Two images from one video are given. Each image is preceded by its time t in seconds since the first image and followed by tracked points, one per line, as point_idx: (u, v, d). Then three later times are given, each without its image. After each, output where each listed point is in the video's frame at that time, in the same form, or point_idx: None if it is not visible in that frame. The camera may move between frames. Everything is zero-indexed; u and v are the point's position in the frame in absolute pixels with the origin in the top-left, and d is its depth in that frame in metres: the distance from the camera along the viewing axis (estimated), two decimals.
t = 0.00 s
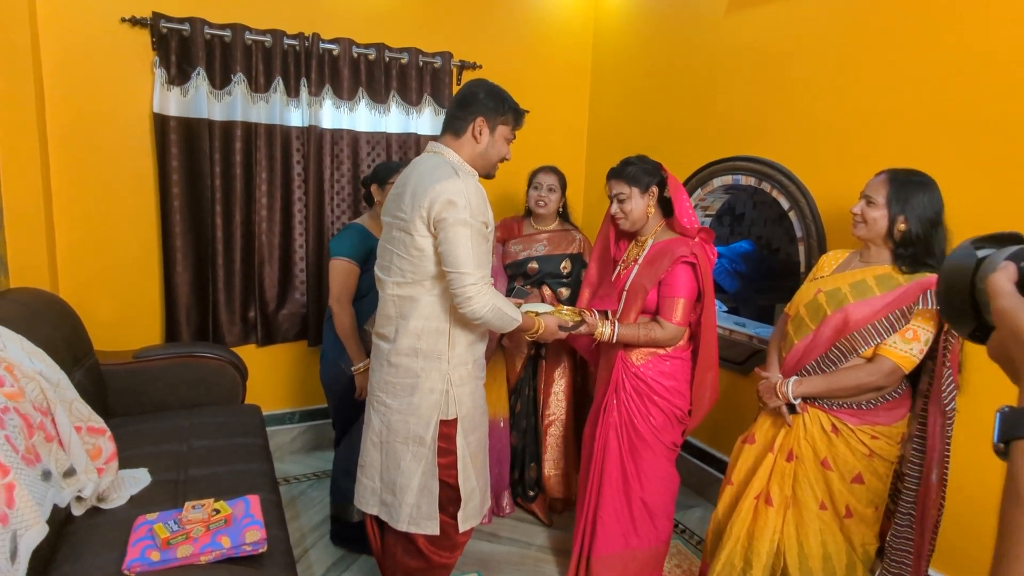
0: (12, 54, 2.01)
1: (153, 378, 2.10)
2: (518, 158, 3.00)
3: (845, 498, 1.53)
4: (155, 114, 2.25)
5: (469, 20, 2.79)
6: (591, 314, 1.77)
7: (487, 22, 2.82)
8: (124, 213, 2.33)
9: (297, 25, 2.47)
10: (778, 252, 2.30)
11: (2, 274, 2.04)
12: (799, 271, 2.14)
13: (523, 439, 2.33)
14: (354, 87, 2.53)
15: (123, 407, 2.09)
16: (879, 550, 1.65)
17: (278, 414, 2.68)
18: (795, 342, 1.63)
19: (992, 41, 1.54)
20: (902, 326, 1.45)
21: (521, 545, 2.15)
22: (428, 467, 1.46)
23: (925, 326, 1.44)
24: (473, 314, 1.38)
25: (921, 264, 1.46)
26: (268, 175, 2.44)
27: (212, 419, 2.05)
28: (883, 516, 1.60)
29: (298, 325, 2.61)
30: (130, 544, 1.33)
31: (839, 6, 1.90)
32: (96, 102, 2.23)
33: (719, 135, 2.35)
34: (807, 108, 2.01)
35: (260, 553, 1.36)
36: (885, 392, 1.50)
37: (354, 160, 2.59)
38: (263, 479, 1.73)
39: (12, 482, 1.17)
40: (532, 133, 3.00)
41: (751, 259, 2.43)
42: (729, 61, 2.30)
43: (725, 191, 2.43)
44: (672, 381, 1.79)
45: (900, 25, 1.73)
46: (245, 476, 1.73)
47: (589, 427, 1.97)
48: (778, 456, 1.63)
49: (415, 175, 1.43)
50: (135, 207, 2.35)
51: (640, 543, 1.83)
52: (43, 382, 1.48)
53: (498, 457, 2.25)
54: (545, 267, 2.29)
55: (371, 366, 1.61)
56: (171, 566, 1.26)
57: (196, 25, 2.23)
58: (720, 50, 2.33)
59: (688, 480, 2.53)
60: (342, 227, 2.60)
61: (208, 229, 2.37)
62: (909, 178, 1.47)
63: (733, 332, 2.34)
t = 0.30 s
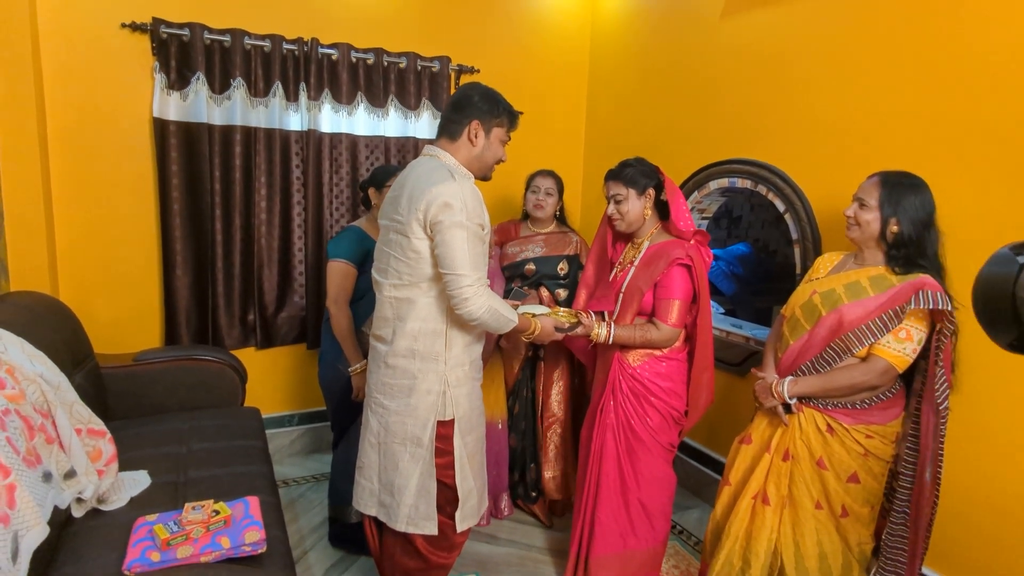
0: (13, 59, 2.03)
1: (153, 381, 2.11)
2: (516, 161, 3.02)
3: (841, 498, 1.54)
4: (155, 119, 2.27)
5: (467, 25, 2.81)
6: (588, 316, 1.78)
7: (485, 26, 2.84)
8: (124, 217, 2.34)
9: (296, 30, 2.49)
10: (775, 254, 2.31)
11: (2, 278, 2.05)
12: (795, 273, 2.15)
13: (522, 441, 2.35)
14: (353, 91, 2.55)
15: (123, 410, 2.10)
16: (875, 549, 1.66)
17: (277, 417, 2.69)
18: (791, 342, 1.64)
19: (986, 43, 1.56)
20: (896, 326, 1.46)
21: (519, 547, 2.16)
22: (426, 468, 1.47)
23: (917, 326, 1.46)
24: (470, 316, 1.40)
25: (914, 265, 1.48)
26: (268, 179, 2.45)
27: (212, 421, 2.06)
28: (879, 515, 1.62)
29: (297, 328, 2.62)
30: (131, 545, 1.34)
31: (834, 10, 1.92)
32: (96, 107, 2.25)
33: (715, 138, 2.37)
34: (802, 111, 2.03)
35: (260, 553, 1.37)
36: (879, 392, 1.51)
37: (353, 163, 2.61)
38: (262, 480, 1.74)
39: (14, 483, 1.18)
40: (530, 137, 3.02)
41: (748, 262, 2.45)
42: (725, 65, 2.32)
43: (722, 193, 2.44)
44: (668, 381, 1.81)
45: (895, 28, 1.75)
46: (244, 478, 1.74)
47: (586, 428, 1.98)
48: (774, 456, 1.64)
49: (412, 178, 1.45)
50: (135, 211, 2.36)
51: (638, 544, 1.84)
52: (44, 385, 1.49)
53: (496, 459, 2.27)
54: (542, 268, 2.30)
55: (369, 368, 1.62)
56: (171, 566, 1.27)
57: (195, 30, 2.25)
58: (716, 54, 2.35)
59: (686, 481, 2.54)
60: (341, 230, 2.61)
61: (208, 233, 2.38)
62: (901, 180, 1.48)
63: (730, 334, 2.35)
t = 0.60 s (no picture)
0: (14, 70, 2.05)
1: (152, 388, 2.12)
2: (513, 168, 3.04)
3: (836, 498, 1.56)
4: (155, 128, 2.29)
5: (463, 34, 2.84)
6: (583, 320, 1.80)
7: (481, 35, 2.88)
8: (123, 225, 2.36)
9: (294, 39, 2.51)
10: (770, 259, 2.33)
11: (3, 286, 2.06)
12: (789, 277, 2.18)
13: (519, 446, 2.37)
14: (351, 100, 2.58)
15: (122, 417, 2.11)
16: (871, 550, 1.67)
17: (276, 424, 2.70)
18: (785, 345, 1.66)
19: (973, 48, 1.59)
20: (886, 327, 1.49)
21: (518, 551, 2.17)
22: (424, 471, 1.48)
23: (908, 327, 1.49)
24: (467, 319, 1.41)
25: (903, 268, 1.50)
26: (267, 187, 2.47)
27: (211, 428, 2.07)
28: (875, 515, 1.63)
29: (295, 335, 2.63)
30: (131, 550, 1.35)
31: (824, 18, 1.95)
32: (96, 116, 2.27)
33: (709, 144, 2.40)
34: (794, 117, 2.06)
35: (260, 557, 1.37)
36: (872, 392, 1.53)
37: (351, 171, 2.63)
38: (262, 486, 1.75)
39: (16, 489, 1.20)
40: (526, 144, 3.05)
41: (743, 266, 2.47)
42: (718, 72, 2.35)
43: (717, 199, 2.47)
44: (664, 385, 1.83)
45: (884, 35, 1.79)
46: (244, 483, 1.75)
47: (583, 432, 2.00)
48: (770, 457, 1.66)
49: (409, 184, 1.47)
50: (134, 219, 2.37)
51: (636, 546, 1.85)
52: (45, 392, 1.50)
53: (494, 465, 2.28)
54: (539, 275, 2.32)
55: (367, 373, 1.63)
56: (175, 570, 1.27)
57: (195, 41, 2.27)
58: (709, 61, 2.39)
59: (684, 485, 2.55)
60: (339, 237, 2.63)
61: (207, 240, 2.40)
62: (890, 184, 1.51)
63: (726, 338, 2.37)
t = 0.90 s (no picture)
0: (16, 76, 2.06)
1: (152, 391, 2.13)
2: (511, 172, 3.07)
3: (831, 496, 1.57)
4: (155, 133, 2.31)
5: (461, 40, 2.87)
6: (581, 321, 1.82)
7: (479, 40, 2.90)
8: (123, 229, 2.37)
9: (293, 45, 2.54)
10: (767, 261, 2.35)
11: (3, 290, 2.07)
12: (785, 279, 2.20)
13: (518, 448, 2.38)
14: (350, 104, 2.60)
15: (123, 420, 2.11)
16: (868, 548, 1.69)
17: (276, 427, 2.71)
18: (780, 345, 1.68)
19: (964, 52, 1.62)
20: (880, 327, 1.51)
21: (517, 552, 2.18)
22: (424, 471, 1.50)
23: (900, 327, 1.51)
24: (466, 320, 1.43)
25: (895, 267, 1.52)
26: (266, 191, 2.49)
27: (211, 430, 2.08)
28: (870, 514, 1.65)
29: (295, 338, 2.64)
30: (133, 550, 1.36)
31: (818, 23, 1.98)
32: (96, 121, 2.29)
33: (705, 147, 2.42)
34: (789, 121, 2.08)
35: (261, 557, 1.39)
36: (865, 392, 1.55)
37: (350, 175, 2.65)
38: (262, 488, 1.76)
39: (19, 489, 1.21)
40: (524, 148, 3.07)
41: (740, 269, 2.49)
42: (713, 77, 2.38)
43: (713, 202, 2.50)
44: (661, 385, 1.84)
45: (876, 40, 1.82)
46: (245, 485, 1.76)
47: (581, 432, 2.01)
48: (766, 457, 1.67)
49: (407, 187, 1.49)
50: (134, 224, 2.39)
51: (634, 547, 1.86)
52: (46, 394, 1.52)
53: (493, 467, 2.29)
54: (537, 278, 2.34)
55: (366, 374, 1.65)
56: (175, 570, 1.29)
57: (195, 46, 2.29)
58: (705, 66, 2.41)
59: (682, 486, 2.57)
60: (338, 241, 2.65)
61: (207, 244, 2.42)
62: (881, 186, 1.54)
63: (723, 339, 2.39)
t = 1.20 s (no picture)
0: (11, 64, 2.05)
1: (147, 381, 2.13)
2: (508, 165, 3.06)
3: (824, 486, 1.59)
4: (151, 122, 2.29)
5: (459, 32, 2.86)
6: (578, 312, 1.83)
7: (477, 32, 2.90)
8: (119, 219, 2.36)
9: (291, 36, 2.52)
10: (763, 257, 2.36)
11: None
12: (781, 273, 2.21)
13: (514, 439, 2.40)
14: (347, 95, 2.59)
15: (118, 410, 2.11)
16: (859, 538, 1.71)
17: (272, 418, 2.71)
18: (775, 336, 1.69)
19: (962, 44, 1.62)
20: (874, 317, 1.52)
21: (513, 543, 2.19)
22: (423, 459, 1.50)
23: (894, 317, 1.52)
24: (464, 309, 1.43)
25: (888, 257, 1.53)
26: (263, 182, 2.48)
27: (207, 420, 2.07)
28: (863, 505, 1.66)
29: (291, 329, 2.64)
30: (129, 538, 1.36)
31: (816, 16, 1.98)
32: (92, 110, 2.27)
33: (703, 141, 2.42)
34: (786, 114, 2.09)
35: (257, 545, 1.38)
36: (859, 382, 1.56)
37: (347, 166, 2.64)
38: (258, 477, 1.76)
39: (15, 476, 1.20)
40: (522, 142, 3.07)
41: (736, 263, 2.50)
42: (711, 70, 2.38)
43: (710, 195, 2.50)
44: (657, 377, 1.85)
45: (875, 33, 1.82)
46: (240, 474, 1.76)
47: (576, 423, 2.01)
48: (759, 447, 1.68)
49: (406, 176, 1.49)
50: (130, 213, 2.38)
51: (629, 538, 1.87)
52: (42, 382, 1.51)
53: (489, 459, 2.29)
54: (534, 270, 2.34)
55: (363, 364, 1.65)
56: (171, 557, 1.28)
57: (192, 35, 2.28)
58: (703, 60, 2.42)
59: (677, 478, 2.58)
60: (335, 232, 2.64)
61: (203, 234, 2.41)
62: (875, 178, 1.55)
63: (719, 333, 2.40)
